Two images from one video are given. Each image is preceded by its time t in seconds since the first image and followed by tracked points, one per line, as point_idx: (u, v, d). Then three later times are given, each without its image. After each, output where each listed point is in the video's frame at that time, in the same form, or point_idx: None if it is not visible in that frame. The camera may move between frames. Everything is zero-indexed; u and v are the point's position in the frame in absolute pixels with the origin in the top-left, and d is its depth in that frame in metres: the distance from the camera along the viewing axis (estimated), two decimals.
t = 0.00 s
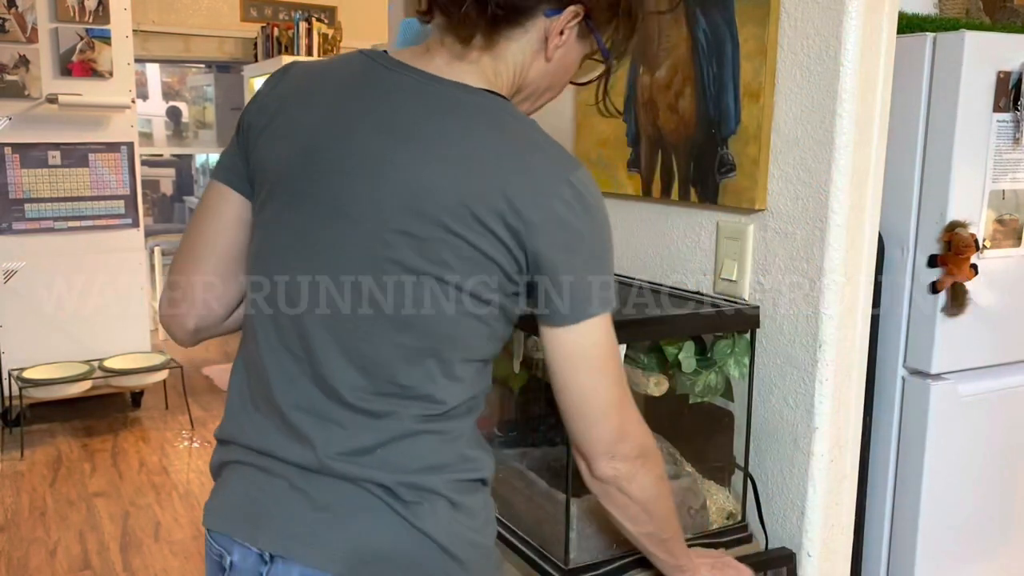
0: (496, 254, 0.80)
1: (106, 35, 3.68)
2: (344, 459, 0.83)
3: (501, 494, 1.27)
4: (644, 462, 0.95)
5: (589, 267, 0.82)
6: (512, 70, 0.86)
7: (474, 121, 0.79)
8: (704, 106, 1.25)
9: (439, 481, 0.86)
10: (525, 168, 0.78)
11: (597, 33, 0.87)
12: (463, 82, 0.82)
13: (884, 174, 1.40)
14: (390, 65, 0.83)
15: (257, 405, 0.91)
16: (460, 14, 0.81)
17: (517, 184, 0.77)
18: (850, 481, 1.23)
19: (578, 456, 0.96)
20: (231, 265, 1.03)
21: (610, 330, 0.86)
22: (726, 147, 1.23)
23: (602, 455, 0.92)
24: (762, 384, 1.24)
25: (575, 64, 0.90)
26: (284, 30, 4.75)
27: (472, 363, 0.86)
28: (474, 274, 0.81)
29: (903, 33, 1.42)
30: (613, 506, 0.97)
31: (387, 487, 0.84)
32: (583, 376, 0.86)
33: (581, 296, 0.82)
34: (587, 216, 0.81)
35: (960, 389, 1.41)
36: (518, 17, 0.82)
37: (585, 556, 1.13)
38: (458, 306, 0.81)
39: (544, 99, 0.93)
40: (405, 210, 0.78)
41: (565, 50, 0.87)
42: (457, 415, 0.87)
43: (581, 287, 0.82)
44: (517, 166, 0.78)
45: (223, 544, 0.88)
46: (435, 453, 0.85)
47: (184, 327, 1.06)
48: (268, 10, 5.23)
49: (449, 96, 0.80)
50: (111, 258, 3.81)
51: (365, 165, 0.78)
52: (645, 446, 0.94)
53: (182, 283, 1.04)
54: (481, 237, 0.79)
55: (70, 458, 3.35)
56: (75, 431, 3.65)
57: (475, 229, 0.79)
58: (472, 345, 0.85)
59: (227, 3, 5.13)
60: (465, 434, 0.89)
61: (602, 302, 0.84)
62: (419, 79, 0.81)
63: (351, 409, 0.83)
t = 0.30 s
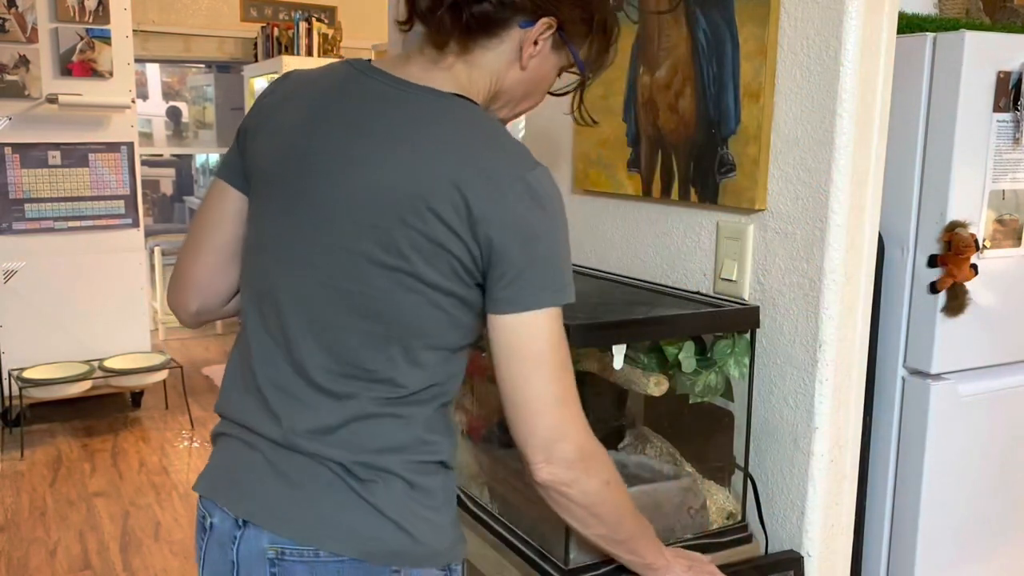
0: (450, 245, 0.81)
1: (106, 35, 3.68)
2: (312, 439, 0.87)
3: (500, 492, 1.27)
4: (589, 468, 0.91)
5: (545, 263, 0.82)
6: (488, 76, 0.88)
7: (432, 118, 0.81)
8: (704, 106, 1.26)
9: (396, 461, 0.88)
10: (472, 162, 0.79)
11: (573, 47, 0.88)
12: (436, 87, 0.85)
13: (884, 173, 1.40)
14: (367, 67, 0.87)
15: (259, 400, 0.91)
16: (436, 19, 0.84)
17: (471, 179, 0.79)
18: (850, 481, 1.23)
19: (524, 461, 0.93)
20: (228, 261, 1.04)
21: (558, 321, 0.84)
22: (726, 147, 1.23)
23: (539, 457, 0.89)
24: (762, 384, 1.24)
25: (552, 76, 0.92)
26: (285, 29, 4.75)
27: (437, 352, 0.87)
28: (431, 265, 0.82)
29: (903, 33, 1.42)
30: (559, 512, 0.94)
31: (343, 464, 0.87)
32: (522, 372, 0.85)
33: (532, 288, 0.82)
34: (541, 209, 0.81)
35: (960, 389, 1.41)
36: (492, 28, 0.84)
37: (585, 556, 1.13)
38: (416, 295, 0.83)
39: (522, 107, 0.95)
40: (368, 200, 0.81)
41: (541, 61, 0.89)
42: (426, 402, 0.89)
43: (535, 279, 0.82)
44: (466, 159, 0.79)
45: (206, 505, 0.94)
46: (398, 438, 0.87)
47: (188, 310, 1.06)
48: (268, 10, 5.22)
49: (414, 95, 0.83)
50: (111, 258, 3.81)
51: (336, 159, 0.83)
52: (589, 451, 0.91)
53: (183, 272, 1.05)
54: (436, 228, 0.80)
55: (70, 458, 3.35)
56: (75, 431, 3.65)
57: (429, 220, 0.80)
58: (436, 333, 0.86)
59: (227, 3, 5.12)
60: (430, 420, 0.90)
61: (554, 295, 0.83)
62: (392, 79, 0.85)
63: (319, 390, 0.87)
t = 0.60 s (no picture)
0: (426, 237, 0.81)
1: (106, 35, 3.68)
2: (300, 432, 0.87)
3: (499, 492, 1.27)
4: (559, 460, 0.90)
5: (519, 251, 0.81)
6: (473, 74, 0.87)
7: (409, 114, 0.81)
8: (704, 106, 1.26)
9: (383, 455, 0.87)
10: (446, 153, 0.79)
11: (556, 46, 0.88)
12: (414, 82, 0.85)
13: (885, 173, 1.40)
14: (351, 67, 0.88)
15: (259, 399, 0.92)
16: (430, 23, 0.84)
17: (440, 169, 0.79)
18: (850, 480, 1.23)
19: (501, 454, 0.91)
20: (219, 263, 1.04)
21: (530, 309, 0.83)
22: (726, 147, 1.23)
23: (510, 448, 0.88)
24: (762, 384, 1.24)
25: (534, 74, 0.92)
26: (285, 29, 4.75)
27: (420, 345, 0.87)
28: (407, 257, 0.82)
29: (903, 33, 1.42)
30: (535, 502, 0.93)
31: (330, 457, 0.87)
32: (494, 362, 0.84)
33: (506, 278, 0.81)
34: (515, 200, 0.81)
35: (960, 389, 1.41)
36: (480, 28, 0.84)
37: (585, 556, 1.13)
38: (395, 288, 0.83)
39: (503, 104, 0.95)
40: (347, 195, 0.81)
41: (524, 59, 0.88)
42: (412, 396, 0.88)
43: (512, 270, 0.81)
44: (440, 151, 0.79)
45: (205, 495, 0.95)
46: (385, 431, 0.87)
47: (190, 309, 1.06)
48: (268, 10, 5.22)
49: (394, 91, 0.83)
50: (111, 258, 3.81)
51: (319, 156, 0.83)
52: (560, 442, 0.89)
53: (184, 271, 1.06)
54: (413, 221, 0.80)
55: (70, 458, 3.35)
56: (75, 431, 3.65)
57: (405, 213, 0.80)
58: (417, 326, 0.85)
59: (227, 3, 5.12)
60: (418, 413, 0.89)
61: (530, 285, 0.82)
62: (372, 77, 0.85)
63: (306, 384, 0.88)
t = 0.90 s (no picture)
0: (420, 236, 0.81)
1: (106, 35, 3.67)
2: (302, 433, 0.87)
3: (500, 492, 1.27)
4: (546, 458, 0.90)
5: (514, 245, 0.81)
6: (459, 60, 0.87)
7: (402, 113, 0.81)
8: (704, 106, 1.26)
9: (387, 454, 0.87)
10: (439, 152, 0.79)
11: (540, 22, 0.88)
12: (405, 77, 0.85)
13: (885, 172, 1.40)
14: (339, 66, 0.87)
15: (260, 400, 0.92)
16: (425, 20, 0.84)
17: (433, 166, 0.79)
18: (850, 480, 1.23)
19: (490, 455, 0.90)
20: (208, 268, 1.04)
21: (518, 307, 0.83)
22: (726, 147, 1.23)
23: (496, 446, 0.88)
24: (762, 384, 1.24)
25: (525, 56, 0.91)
26: (285, 30, 4.75)
27: (416, 343, 0.87)
28: (404, 255, 0.82)
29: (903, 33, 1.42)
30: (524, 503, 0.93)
31: (336, 458, 0.87)
32: (481, 360, 0.84)
33: (500, 276, 0.81)
34: (508, 197, 0.81)
35: (960, 389, 1.41)
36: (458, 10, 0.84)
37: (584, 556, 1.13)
38: (390, 288, 0.83)
39: (494, 91, 0.94)
40: (343, 196, 0.81)
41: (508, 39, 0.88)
42: (411, 396, 0.88)
43: (507, 268, 0.81)
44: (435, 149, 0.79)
45: (209, 494, 0.95)
46: (386, 430, 0.87)
47: (176, 310, 1.06)
48: (268, 10, 5.22)
49: (386, 90, 0.83)
50: (111, 258, 3.81)
51: (312, 155, 0.83)
52: (545, 441, 0.89)
53: (171, 271, 1.06)
54: (409, 220, 0.80)
55: (70, 458, 3.35)
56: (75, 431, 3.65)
57: (401, 212, 0.80)
58: (414, 325, 0.85)
59: (228, 3, 5.12)
60: (418, 413, 0.89)
61: (523, 282, 0.82)
62: (361, 75, 0.85)
63: (306, 384, 0.88)
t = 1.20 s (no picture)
0: (412, 241, 0.80)
1: (106, 35, 3.67)
2: (296, 436, 0.88)
3: (499, 492, 1.27)
4: (561, 470, 0.90)
5: (507, 250, 0.80)
6: (453, 57, 0.87)
7: (395, 116, 0.81)
8: (704, 106, 1.26)
9: (382, 458, 0.88)
10: (431, 157, 0.79)
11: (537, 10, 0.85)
12: (401, 78, 0.85)
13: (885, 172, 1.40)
14: (336, 66, 0.87)
15: (256, 402, 0.92)
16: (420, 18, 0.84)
17: (425, 169, 0.79)
18: (850, 480, 1.23)
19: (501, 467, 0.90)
20: (205, 267, 1.04)
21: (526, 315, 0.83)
22: (726, 147, 1.23)
23: (508, 459, 0.88)
24: (762, 384, 1.24)
25: (529, 52, 0.89)
26: (284, 30, 4.75)
27: (410, 348, 0.86)
28: (395, 260, 0.81)
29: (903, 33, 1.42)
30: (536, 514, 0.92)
31: (330, 461, 0.87)
32: (488, 371, 0.84)
33: (495, 283, 0.81)
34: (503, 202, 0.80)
35: (960, 389, 1.41)
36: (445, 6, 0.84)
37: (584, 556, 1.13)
38: (382, 293, 0.83)
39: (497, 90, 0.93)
40: (335, 199, 0.81)
41: (503, 30, 0.86)
42: (406, 400, 0.88)
43: (499, 273, 0.81)
44: (425, 153, 0.79)
45: (206, 497, 0.95)
46: (381, 434, 0.87)
47: (170, 307, 1.07)
48: (268, 10, 5.22)
49: (379, 93, 0.83)
50: (111, 258, 3.81)
51: (306, 158, 0.83)
52: (561, 451, 0.89)
53: (168, 267, 1.06)
54: (399, 225, 0.80)
55: (70, 458, 3.35)
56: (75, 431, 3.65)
57: (392, 216, 0.80)
58: (407, 329, 0.85)
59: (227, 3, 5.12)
60: (415, 417, 0.89)
61: (519, 289, 0.81)
62: (357, 77, 0.85)
63: (300, 388, 0.88)
